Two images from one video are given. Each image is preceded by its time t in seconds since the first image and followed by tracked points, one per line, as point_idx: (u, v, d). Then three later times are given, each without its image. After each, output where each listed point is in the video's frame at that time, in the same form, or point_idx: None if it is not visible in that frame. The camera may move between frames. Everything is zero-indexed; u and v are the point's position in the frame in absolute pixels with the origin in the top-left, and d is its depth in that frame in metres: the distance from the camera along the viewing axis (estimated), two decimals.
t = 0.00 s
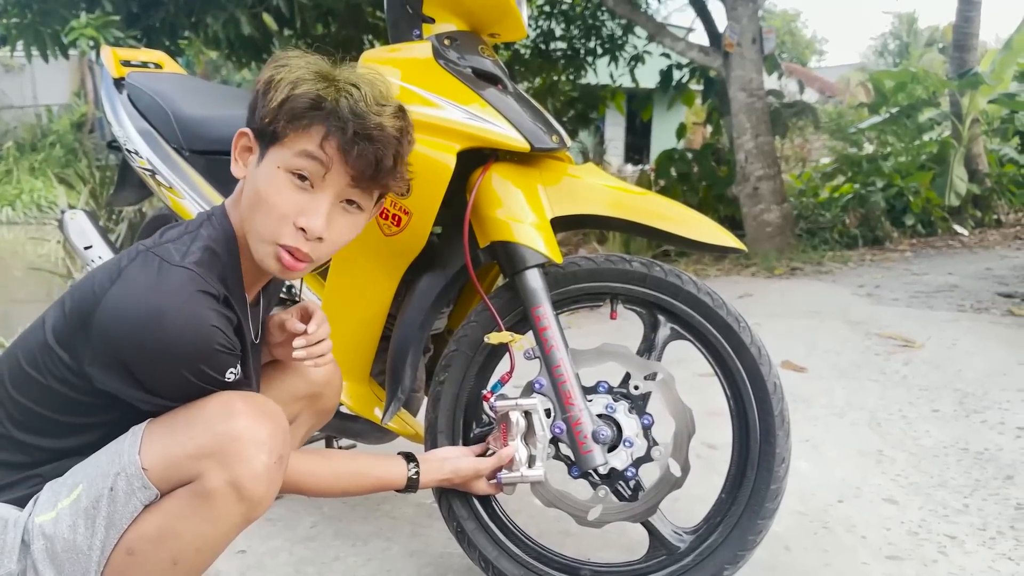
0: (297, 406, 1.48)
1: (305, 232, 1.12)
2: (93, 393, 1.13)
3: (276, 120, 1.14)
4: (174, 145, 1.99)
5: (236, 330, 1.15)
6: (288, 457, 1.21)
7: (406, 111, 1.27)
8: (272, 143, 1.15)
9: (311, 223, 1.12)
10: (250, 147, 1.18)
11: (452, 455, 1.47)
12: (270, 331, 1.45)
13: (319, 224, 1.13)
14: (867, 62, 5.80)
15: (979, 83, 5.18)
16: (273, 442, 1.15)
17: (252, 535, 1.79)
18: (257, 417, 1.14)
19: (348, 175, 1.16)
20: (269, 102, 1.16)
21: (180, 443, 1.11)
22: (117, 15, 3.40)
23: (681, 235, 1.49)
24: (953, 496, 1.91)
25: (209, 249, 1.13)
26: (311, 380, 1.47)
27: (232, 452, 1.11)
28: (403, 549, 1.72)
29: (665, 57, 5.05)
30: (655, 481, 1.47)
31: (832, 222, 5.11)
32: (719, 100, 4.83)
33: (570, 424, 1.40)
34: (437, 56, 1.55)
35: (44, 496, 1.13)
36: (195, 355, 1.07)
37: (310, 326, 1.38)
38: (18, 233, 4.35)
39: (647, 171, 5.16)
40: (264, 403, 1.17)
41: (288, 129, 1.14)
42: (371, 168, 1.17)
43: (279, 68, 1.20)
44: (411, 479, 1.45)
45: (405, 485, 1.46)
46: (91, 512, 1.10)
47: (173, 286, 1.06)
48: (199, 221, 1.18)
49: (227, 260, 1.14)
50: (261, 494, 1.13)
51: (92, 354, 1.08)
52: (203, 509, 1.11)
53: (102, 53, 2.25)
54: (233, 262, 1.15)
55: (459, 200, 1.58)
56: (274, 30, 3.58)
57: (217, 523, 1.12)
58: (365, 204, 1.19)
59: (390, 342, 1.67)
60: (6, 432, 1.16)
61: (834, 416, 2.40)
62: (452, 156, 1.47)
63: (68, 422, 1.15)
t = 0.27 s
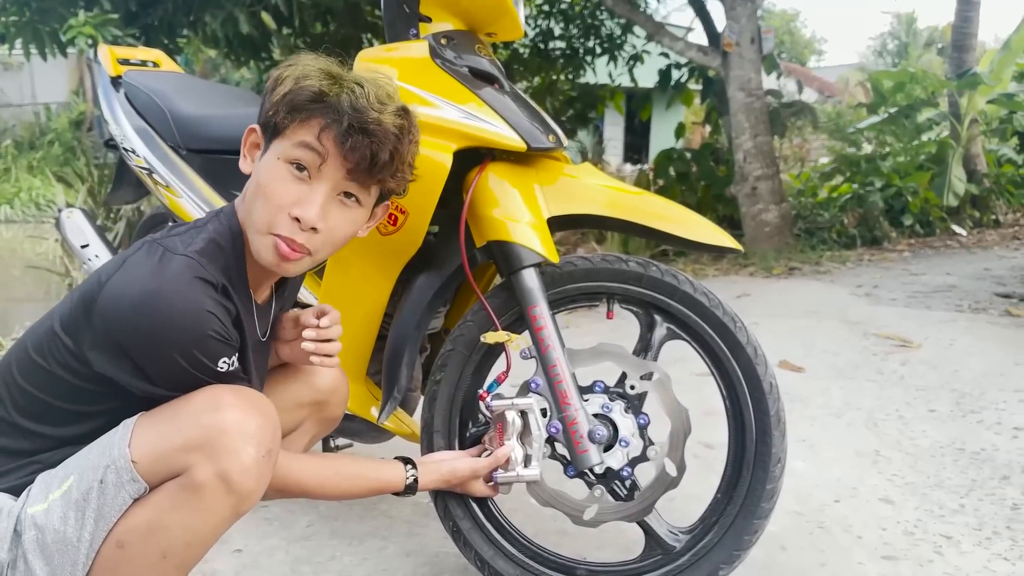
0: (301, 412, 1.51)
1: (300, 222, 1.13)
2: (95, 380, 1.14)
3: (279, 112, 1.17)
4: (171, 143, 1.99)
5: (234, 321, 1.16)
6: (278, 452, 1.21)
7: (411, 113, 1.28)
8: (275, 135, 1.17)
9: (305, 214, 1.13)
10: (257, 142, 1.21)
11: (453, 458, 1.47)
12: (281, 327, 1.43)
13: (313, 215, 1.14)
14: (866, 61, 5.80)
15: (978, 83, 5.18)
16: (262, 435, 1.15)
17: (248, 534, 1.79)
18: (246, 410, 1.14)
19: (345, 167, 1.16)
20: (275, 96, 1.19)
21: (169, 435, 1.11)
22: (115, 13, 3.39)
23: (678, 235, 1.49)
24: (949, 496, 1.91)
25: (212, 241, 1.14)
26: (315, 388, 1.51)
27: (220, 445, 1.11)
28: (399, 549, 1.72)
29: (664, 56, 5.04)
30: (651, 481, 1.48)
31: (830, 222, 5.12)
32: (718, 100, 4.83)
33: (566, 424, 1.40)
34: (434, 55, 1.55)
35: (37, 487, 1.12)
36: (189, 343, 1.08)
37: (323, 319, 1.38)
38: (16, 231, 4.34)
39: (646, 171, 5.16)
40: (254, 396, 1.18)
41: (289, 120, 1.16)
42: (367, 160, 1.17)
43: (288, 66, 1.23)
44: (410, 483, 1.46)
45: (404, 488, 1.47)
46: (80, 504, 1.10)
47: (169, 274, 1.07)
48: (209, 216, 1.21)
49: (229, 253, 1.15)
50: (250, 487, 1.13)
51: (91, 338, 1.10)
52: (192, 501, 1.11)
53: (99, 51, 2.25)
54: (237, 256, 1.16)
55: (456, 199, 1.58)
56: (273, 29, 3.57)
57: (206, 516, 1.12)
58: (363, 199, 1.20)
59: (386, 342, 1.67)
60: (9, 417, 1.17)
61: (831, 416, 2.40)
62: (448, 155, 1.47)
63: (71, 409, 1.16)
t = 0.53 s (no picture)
0: (303, 413, 1.52)
1: (311, 212, 1.14)
2: (100, 376, 1.14)
3: (290, 104, 1.19)
4: (170, 142, 1.99)
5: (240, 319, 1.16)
6: (281, 449, 1.21)
7: (418, 109, 1.29)
8: (285, 128, 1.19)
9: (316, 204, 1.14)
10: (267, 139, 1.23)
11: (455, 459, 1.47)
12: (290, 331, 1.47)
13: (324, 206, 1.14)
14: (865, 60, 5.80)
15: (977, 83, 5.18)
16: (265, 434, 1.15)
17: (247, 533, 1.79)
18: (249, 408, 1.14)
19: (356, 158, 1.17)
20: (285, 92, 1.20)
21: (172, 433, 1.10)
22: (115, 12, 3.40)
23: (678, 233, 1.49)
24: (949, 495, 1.91)
25: (219, 238, 1.15)
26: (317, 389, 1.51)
27: (223, 443, 1.11)
28: (399, 547, 1.73)
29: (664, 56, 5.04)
30: (650, 479, 1.48)
31: (830, 222, 5.12)
32: (718, 100, 4.83)
33: (565, 422, 1.40)
34: (433, 54, 1.54)
35: (39, 486, 1.12)
36: (196, 339, 1.08)
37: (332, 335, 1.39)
38: (16, 230, 4.34)
39: (646, 170, 5.16)
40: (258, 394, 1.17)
41: (301, 113, 1.17)
42: (378, 151, 1.18)
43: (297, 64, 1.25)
44: (410, 483, 1.46)
45: (405, 489, 1.47)
46: (83, 502, 1.10)
47: (177, 270, 1.08)
48: (217, 213, 1.21)
49: (236, 251, 1.16)
50: (253, 486, 1.13)
51: (96, 334, 1.10)
52: (195, 499, 1.11)
53: (99, 49, 2.25)
54: (244, 254, 1.17)
55: (456, 197, 1.58)
56: (272, 28, 3.57)
57: (209, 514, 1.12)
58: (373, 191, 1.20)
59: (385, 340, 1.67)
60: (12, 413, 1.18)
61: (830, 415, 2.41)
62: (448, 153, 1.47)
63: (74, 405, 1.17)
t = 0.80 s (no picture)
0: (305, 413, 1.52)
1: (315, 213, 1.14)
2: (103, 378, 1.14)
3: (291, 105, 1.19)
4: (172, 141, 1.99)
5: (243, 321, 1.16)
6: (284, 449, 1.21)
7: (419, 107, 1.29)
8: (287, 129, 1.19)
9: (320, 205, 1.14)
10: (268, 140, 1.23)
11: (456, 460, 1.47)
12: (291, 332, 1.47)
13: (328, 206, 1.14)
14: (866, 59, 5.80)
15: (977, 82, 5.18)
16: (268, 435, 1.15)
17: (249, 532, 1.79)
18: (252, 410, 1.14)
19: (358, 157, 1.17)
20: (285, 92, 1.21)
21: (175, 434, 1.10)
22: (115, 12, 3.40)
23: (679, 233, 1.49)
24: (949, 493, 1.92)
25: (222, 240, 1.15)
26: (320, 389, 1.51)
27: (226, 444, 1.11)
28: (400, 546, 1.73)
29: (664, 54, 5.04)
30: (652, 478, 1.48)
31: (830, 221, 5.13)
32: (718, 99, 4.83)
33: (567, 421, 1.40)
34: (435, 54, 1.54)
35: (42, 487, 1.13)
36: (200, 342, 1.09)
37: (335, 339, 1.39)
38: (17, 229, 4.34)
39: (646, 169, 5.16)
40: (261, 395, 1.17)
41: (302, 113, 1.18)
42: (381, 150, 1.19)
43: (296, 64, 1.25)
44: (411, 481, 1.46)
45: (406, 488, 1.47)
46: (86, 503, 1.10)
47: (180, 273, 1.08)
48: (220, 215, 1.21)
49: (239, 253, 1.16)
50: (255, 487, 1.13)
51: (99, 336, 1.10)
52: (198, 500, 1.11)
53: (100, 49, 2.25)
54: (248, 256, 1.17)
55: (457, 197, 1.58)
56: (272, 27, 3.57)
57: (211, 515, 1.12)
58: (376, 190, 1.21)
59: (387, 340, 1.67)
60: (16, 414, 1.18)
61: (831, 413, 2.41)
62: (450, 153, 1.48)
63: (77, 407, 1.17)
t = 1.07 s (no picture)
0: (304, 412, 1.52)
1: (312, 210, 1.14)
2: (101, 377, 1.14)
3: (287, 102, 1.19)
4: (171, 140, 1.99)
5: (241, 320, 1.17)
6: (283, 449, 1.21)
7: (415, 103, 1.29)
8: (283, 126, 1.19)
9: (316, 202, 1.14)
10: (264, 138, 1.23)
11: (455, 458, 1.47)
12: (290, 331, 1.47)
13: (325, 204, 1.14)
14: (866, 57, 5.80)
15: (978, 79, 5.17)
16: (267, 434, 1.15)
17: (249, 529, 1.79)
18: (251, 408, 1.14)
19: (355, 154, 1.17)
20: (282, 89, 1.20)
21: (174, 433, 1.11)
22: (115, 9, 3.40)
23: (678, 230, 1.49)
24: (949, 491, 1.92)
25: (218, 239, 1.15)
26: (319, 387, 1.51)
27: (225, 443, 1.11)
28: (400, 544, 1.73)
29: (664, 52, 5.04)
30: (651, 476, 1.48)
31: (830, 219, 5.13)
32: (718, 97, 4.83)
33: (566, 419, 1.40)
34: (434, 52, 1.54)
35: (41, 486, 1.13)
36: (198, 341, 1.09)
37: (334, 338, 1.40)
38: (17, 227, 4.33)
39: (646, 167, 5.16)
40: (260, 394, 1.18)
41: (298, 110, 1.18)
42: (377, 147, 1.19)
43: (291, 60, 1.25)
44: (411, 477, 1.46)
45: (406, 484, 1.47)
46: (84, 502, 1.10)
47: (177, 271, 1.08)
48: (216, 214, 1.21)
49: (236, 251, 1.16)
50: (254, 486, 1.13)
51: (96, 336, 1.10)
52: (197, 499, 1.11)
53: (100, 47, 2.25)
54: (244, 256, 1.17)
55: (456, 195, 1.58)
56: (272, 25, 3.57)
57: (210, 514, 1.12)
58: (373, 187, 1.21)
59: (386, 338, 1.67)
60: (14, 414, 1.19)
61: (830, 412, 2.41)
62: (449, 151, 1.48)
63: (75, 406, 1.17)
